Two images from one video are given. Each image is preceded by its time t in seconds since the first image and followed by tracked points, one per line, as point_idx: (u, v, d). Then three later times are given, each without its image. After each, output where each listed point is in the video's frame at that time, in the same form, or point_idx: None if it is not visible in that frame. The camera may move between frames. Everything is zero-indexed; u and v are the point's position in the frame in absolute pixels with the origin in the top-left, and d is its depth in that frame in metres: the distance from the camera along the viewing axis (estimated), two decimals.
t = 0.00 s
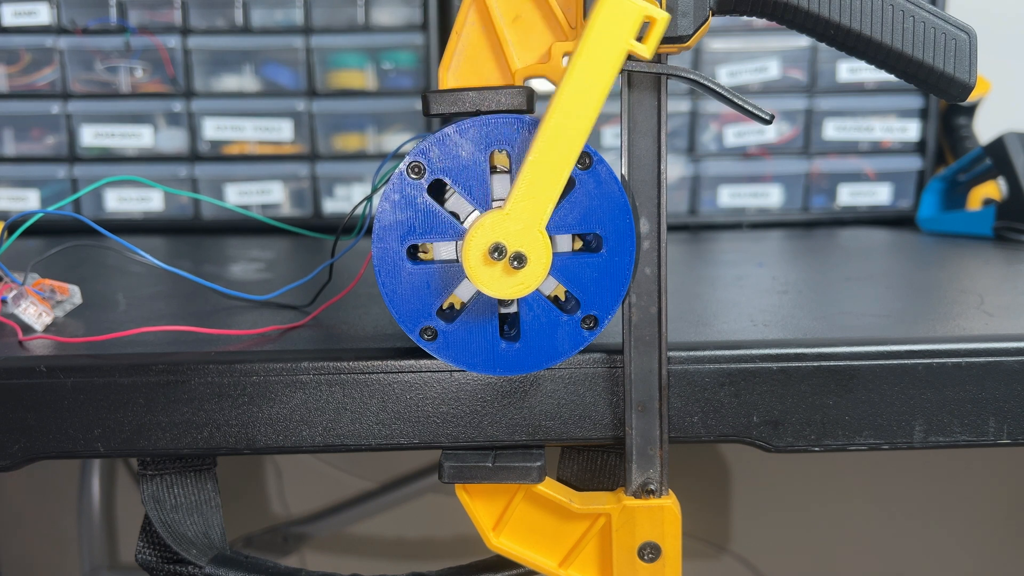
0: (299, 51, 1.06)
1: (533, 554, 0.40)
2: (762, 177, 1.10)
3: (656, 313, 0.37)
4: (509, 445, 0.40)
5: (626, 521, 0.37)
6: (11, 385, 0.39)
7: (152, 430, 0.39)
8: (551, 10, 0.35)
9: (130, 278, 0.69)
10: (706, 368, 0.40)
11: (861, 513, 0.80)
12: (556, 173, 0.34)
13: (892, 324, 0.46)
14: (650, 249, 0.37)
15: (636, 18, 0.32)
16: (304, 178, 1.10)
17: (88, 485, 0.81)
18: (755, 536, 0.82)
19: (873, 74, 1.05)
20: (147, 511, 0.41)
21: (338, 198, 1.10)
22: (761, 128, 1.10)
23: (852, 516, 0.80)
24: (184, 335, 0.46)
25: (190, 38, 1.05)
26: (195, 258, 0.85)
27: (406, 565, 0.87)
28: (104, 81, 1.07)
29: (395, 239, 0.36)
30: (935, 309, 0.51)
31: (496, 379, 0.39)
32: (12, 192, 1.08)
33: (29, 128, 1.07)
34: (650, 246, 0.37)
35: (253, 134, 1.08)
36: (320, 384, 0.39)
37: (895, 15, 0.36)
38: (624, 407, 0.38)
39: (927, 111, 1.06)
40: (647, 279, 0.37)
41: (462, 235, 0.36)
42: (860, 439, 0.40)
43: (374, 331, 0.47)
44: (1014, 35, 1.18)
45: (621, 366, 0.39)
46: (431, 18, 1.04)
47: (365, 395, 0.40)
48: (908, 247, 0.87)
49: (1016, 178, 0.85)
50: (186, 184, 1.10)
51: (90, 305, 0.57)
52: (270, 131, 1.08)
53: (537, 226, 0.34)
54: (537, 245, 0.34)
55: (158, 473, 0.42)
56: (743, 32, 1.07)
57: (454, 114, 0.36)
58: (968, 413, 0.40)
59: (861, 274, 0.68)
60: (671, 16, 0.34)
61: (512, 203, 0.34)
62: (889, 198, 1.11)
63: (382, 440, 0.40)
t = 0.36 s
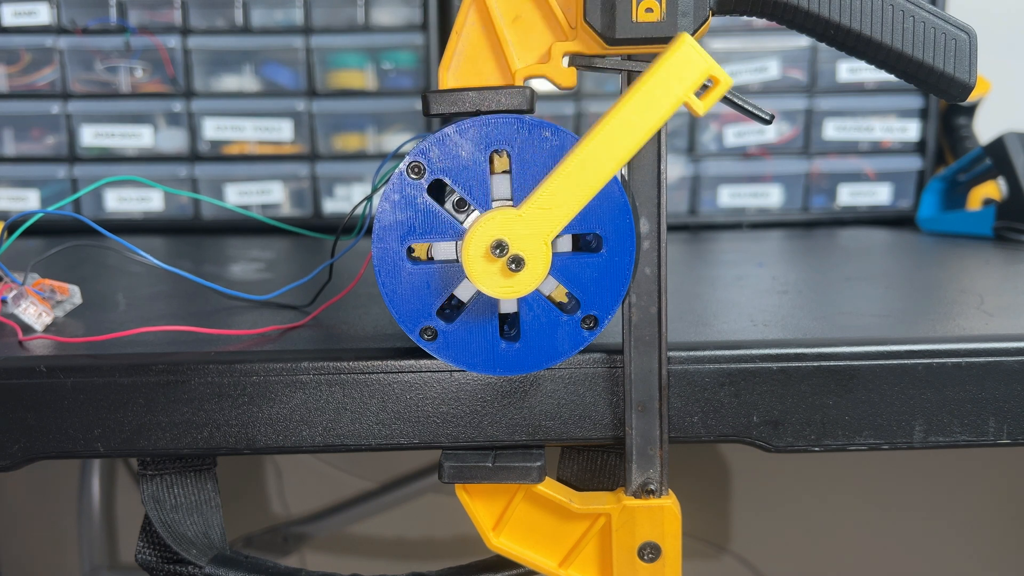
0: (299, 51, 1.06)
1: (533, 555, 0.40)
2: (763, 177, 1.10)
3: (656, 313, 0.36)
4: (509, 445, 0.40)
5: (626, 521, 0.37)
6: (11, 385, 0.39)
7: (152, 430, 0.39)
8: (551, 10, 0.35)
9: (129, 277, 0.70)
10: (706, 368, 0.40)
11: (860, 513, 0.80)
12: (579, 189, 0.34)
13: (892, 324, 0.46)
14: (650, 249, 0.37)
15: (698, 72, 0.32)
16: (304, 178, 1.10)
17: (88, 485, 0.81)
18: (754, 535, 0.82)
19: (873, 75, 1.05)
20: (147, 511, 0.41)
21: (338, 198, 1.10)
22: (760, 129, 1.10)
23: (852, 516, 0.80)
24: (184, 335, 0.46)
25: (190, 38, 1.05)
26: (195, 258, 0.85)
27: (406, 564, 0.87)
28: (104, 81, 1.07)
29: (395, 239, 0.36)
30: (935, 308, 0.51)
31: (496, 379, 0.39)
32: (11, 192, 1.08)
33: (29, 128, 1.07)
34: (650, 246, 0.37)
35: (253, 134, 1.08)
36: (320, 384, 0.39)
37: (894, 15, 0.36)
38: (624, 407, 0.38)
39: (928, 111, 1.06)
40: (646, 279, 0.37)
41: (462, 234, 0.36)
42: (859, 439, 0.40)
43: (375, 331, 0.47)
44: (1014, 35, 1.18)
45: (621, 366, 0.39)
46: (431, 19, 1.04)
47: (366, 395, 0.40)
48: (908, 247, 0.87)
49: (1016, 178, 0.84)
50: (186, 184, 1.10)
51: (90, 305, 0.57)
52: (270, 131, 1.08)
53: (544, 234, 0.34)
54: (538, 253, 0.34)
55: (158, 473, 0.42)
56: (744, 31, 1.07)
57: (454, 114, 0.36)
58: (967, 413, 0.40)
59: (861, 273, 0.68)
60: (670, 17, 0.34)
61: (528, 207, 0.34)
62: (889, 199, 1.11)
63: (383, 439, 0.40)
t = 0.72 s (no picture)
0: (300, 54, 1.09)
1: (533, 554, 0.40)
2: (761, 178, 1.14)
3: (655, 314, 0.36)
4: (508, 445, 0.40)
5: (624, 521, 0.38)
6: (14, 386, 0.39)
7: (154, 431, 0.40)
8: (549, 15, 0.36)
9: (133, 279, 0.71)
10: (704, 369, 0.40)
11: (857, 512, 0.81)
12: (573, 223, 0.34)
13: (888, 325, 0.47)
14: (647, 251, 0.37)
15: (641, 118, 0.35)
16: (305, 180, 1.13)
17: (90, 484, 0.82)
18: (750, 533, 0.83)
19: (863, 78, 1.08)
20: (149, 512, 0.41)
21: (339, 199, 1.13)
22: (758, 130, 1.14)
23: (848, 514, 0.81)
24: (187, 337, 0.47)
25: (191, 40, 1.08)
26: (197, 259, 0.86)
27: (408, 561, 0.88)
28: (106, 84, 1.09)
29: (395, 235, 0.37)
30: (931, 309, 0.52)
31: (496, 379, 0.39)
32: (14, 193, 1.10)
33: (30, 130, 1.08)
34: (648, 249, 0.36)
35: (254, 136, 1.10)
36: (320, 385, 0.40)
37: (887, 17, 0.36)
38: (622, 407, 0.38)
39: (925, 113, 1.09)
40: (643, 281, 0.36)
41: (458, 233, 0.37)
42: (857, 439, 0.40)
43: (376, 332, 0.48)
44: (1012, 37, 1.19)
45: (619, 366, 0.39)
46: (431, 22, 1.08)
47: (366, 396, 0.40)
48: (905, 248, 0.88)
49: (1016, 179, 0.84)
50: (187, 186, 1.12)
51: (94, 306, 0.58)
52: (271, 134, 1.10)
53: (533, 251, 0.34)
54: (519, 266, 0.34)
55: (160, 474, 0.42)
56: (742, 34, 1.11)
57: (454, 118, 0.37)
58: (964, 414, 0.40)
59: (859, 274, 0.69)
60: (667, 20, 0.33)
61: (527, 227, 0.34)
62: (887, 199, 1.14)
63: (383, 439, 0.40)
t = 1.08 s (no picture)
0: (300, 54, 1.09)
1: (533, 554, 0.40)
2: (761, 178, 1.14)
3: (654, 314, 0.36)
4: (508, 445, 0.40)
5: (624, 521, 0.38)
6: (13, 386, 0.39)
7: (154, 431, 0.40)
8: (548, 15, 0.36)
9: (132, 279, 0.71)
10: (704, 369, 0.40)
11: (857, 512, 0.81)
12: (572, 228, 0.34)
13: (889, 325, 0.47)
14: (647, 251, 0.37)
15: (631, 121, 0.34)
16: (305, 180, 1.13)
17: (90, 485, 0.82)
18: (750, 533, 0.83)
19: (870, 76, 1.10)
20: (149, 513, 0.41)
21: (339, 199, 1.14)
22: (758, 130, 1.14)
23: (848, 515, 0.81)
24: (186, 336, 0.47)
25: (191, 40, 1.08)
26: (196, 259, 0.86)
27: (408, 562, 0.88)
28: (106, 84, 1.09)
29: (393, 233, 0.37)
30: (932, 309, 0.52)
31: (496, 379, 0.39)
32: (14, 194, 1.10)
33: (31, 130, 1.09)
34: (648, 249, 0.36)
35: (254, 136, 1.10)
36: (320, 385, 0.40)
37: (887, 17, 0.36)
38: (622, 407, 0.38)
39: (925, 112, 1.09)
40: (643, 281, 0.36)
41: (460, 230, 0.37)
42: (857, 440, 0.40)
43: (375, 332, 0.48)
44: (1013, 37, 1.19)
45: (619, 366, 0.39)
46: (431, 21, 1.08)
47: (365, 396, 0.40)
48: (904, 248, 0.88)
49: (1016, 179, 0.84)
50: (187, 185, 1.13)
51: (93, 306, 0.58)
52: (271, 134, 1.11)
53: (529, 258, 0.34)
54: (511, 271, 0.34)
55: (160, 475, 0.42)
56: (742, 34, 1.11)
57: (454, 117, 0.37)
58: (963, 414, 0.40)
59: (859, 274, 0.69)
60: (667, 20, 0.33)
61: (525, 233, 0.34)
62: (887, 199, 1.14)
63: (383, 440, 0.40)
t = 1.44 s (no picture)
0: (300, 54, 1.09)
1: (533, 554, 0.40)
2: (761, 178, 1.14)
3: (655, 314, 0.36)
4: (508, 445, 0.40)
5: (624, 521, 0.38)
6: (13, 386, 0.39)
7: (154, 431, 0.40)
8: (548, 15, 0.36)
9: (132, 279, 0.71)
10: (704, 369, 0.40)
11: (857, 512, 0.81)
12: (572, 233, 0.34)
13: (889, 325, 0.47)
14: (647, 252, 0.37)
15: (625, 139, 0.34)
16: (305, 180, 1.13)
17: (89, 486, 0.82)
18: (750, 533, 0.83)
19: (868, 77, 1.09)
20: (149, 513, 0.41)
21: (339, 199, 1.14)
22: (758, 130, 1.14)
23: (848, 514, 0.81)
24: (186, 336, 0.47)
25: (191, 40, 1.08)
26: (196, 259, 0.86)
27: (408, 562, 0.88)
28: (106, 84, 1.10)
29: (393, 233, 0.37)
30: (932, 309, 0.52)
31: (496, 380, 0.39)
32: (14, 194, 1.10)
33: (31, 130, 1.09)
34: (648, 249, 0.36)
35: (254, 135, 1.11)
36: (320, 385, 0.40)
37: (888, 17, 0.36)
38: (622, 407, 0.38)
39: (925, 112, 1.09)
40: (643, 281, 0.36)
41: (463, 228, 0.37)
42: (857, 440, 0.40)
43: (375, 332, 0.48)
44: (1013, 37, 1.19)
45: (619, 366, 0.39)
46: (431, 21, 1.08)
47: (365, 396, 0.40)
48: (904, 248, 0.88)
49: (1016, 179, 0.84)
50: (187, 185, 1.13)
51: (93, 306, 0.58)
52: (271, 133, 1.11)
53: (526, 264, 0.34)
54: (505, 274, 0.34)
55: (160, 475, 0.42)
56: (742, 34, 1.11)
57: (453, 118, 0.37)
58: (964, 414, 0.40)
59: (859, 274, 0.69)
60: (667, 20, 0.33)
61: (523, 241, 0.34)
62: (887, 199, 1.14)
63: (383, 440, 0.40)
